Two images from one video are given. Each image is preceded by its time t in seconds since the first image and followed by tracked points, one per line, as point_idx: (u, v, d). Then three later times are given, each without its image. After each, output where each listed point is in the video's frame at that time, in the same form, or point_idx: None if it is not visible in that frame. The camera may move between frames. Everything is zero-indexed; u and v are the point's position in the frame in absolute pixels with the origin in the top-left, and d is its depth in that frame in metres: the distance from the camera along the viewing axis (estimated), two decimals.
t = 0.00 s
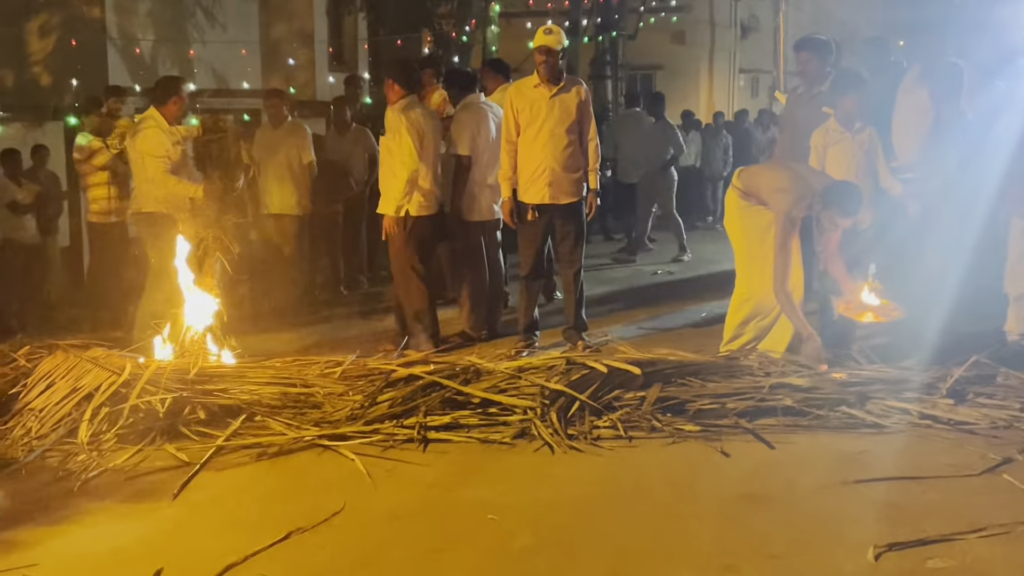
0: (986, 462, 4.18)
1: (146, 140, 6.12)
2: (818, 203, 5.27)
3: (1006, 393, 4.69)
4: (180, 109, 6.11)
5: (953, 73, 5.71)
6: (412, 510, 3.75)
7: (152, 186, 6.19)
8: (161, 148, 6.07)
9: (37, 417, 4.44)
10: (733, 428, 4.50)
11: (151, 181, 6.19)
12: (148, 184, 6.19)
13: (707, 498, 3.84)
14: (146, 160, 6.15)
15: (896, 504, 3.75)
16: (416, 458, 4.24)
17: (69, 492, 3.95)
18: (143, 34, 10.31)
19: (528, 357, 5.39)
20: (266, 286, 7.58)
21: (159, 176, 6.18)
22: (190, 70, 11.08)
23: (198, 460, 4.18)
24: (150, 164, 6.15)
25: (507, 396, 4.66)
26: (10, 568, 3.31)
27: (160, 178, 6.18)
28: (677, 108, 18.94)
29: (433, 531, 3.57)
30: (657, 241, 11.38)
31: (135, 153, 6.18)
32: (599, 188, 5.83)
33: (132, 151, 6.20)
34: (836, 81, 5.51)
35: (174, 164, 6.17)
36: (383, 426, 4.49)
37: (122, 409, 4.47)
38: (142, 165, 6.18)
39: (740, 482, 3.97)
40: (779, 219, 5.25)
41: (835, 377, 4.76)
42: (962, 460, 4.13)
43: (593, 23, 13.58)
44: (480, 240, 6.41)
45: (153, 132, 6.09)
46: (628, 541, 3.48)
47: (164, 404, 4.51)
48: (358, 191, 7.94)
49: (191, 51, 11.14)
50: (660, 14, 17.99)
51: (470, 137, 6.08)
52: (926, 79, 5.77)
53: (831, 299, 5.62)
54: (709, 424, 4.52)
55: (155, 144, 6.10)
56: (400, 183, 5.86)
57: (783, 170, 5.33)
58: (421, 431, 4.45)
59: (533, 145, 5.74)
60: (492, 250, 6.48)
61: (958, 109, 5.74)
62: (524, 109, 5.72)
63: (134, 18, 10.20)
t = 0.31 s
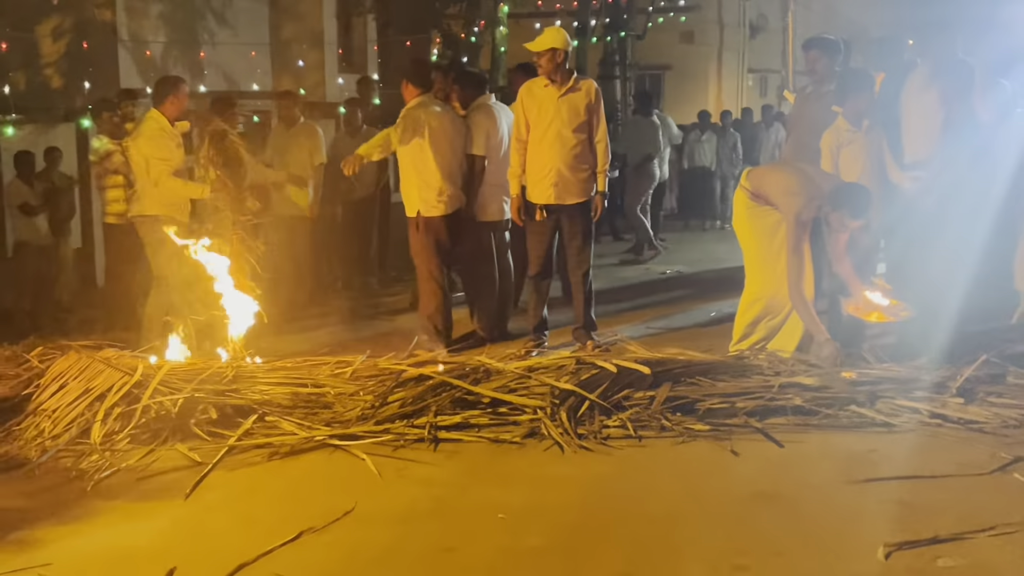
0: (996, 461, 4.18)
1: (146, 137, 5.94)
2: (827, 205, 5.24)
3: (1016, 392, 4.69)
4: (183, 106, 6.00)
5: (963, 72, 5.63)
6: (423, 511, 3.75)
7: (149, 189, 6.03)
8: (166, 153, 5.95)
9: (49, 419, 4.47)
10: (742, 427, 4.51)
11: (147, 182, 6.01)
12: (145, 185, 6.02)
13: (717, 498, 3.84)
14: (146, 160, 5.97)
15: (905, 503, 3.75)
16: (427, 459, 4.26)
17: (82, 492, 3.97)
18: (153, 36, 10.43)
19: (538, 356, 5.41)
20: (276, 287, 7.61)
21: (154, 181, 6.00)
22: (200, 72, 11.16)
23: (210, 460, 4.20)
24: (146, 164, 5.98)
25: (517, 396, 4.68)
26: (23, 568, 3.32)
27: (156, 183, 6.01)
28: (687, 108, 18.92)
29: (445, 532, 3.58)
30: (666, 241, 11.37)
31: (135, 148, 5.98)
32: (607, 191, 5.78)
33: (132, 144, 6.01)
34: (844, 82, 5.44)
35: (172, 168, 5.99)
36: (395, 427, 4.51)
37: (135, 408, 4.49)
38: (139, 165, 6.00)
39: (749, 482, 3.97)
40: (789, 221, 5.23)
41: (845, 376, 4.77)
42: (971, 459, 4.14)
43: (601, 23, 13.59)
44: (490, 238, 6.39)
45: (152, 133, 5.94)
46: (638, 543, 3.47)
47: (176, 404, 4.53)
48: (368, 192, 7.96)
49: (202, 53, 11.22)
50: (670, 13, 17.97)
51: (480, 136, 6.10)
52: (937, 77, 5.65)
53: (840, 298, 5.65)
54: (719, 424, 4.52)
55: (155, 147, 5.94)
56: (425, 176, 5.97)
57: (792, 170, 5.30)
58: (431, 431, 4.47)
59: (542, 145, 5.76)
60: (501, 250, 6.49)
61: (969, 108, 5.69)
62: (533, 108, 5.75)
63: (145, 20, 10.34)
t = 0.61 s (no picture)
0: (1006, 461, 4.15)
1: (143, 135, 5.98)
2: (835, 195, 5.33)
3: None
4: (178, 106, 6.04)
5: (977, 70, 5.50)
6: (431, 511, 3.75)
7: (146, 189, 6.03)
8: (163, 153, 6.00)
9: (55, 420, 4.46)
10: (750, 428, 4.48)
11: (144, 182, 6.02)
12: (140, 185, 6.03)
13: (724, 498, 3.82)
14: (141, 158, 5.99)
15: (913, 503, 3.73)
16: (433, 460, 4.24)
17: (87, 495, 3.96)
18: (159, 37, 10.27)
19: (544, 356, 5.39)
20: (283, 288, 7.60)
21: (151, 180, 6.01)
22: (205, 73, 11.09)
23: (216, 462, 4.19)
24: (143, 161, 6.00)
25: (524, 396, 4.66)
26: (28, 570, 3.31)
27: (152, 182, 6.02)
28: (694, 105, 18.82)
29: (452, 531, 3.57)
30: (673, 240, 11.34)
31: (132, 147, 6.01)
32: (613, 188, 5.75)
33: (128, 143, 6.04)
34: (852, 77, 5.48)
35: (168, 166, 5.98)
36: (401, 428, 4.50)
37: (141, 411, 4.48)
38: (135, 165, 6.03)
39: (755, 482, 3.95)
40: (795, 209, 5.29)
41: (853, 375, 4.74)
42: (978, 458, 4.11)
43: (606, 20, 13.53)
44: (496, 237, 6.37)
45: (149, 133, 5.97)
46: (642, 543, 3.47)
47: (181, 406, 4.51)
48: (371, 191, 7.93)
49: (207, 53, 11.18)
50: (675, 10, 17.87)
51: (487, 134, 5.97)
52: (943, 77, 5.54)
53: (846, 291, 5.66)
54: (726, 424, 4.50)
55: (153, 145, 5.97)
56: (430, 176, 5.95)
57: (800, 162, 5.35)
58: (438, 431, 4.45)
59: (547, 144, 5.74)
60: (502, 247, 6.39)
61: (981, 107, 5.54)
62: (538, 107, 5.74)
63: (151, 21, 10.16)
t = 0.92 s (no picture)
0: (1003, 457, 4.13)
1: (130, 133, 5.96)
2: (826, 186, 5.27)
3: None
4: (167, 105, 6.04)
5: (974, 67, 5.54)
6: (428, 513, 3.73)
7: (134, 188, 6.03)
8: (152, 151, 6.00)
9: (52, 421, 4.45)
10: (749, 426, 4.47)
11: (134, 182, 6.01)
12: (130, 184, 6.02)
13: (723, 498, 3.81)
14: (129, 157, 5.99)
15: (911, 502, 3.71)
16: (430, 460, 4.23)
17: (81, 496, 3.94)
18: (155, 37, 10.60)
19: (541, 355, 5.38)
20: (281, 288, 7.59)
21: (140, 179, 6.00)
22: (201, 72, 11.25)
23: (212, 464, 4.18)
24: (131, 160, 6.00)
25: (521, 396, 4.64)
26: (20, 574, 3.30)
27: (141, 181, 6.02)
28: (692, 103, 18.76)
29: (450, 533, 3.56)
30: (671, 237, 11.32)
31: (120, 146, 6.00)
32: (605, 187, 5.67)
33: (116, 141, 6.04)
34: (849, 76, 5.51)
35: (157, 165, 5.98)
36: (398, 428, 4.48)
37: (137, 412, 4.47)
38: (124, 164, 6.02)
39: (754, 482, 3.93)
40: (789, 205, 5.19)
41: (851, 373, 4.72)
42: (976, 455, 4.09)
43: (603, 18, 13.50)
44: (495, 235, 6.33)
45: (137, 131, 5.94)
46: (641, 544, 3.44)
47: (178, 407, 4.50)
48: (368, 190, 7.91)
49: (203, 53, 11.28)
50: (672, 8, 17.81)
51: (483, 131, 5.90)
52: (942, 74, 5.58)
53: (845, 287, 5.61)
54: (725, 423, 4.48)
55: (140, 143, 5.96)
56: (426, 172, 5.93)
57: (794, 158, 5.28)
58: (435, 432, 4.44)
59: (540, 142, 5.73)
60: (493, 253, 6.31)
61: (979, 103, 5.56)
62: (531, 107, 5.73)
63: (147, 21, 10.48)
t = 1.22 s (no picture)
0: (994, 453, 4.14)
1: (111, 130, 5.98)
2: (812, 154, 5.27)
3: (1016, 383, 4.65)
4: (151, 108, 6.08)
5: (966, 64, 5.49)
6: (424, 513, 3.73)
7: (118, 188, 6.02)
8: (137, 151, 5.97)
9: (43, 424, 4.43)
10: (742, 423, 4.47)
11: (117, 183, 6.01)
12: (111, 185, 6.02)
13: (718, 495, 3.81)
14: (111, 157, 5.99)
15: (903, 498, 3.72)
16: (424, 460, 4.22)
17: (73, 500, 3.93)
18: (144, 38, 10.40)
19: (534, 354, 5.39)
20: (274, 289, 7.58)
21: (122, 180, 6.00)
22: (192, 73, 11.12)
23: (204, 467, 4.16)
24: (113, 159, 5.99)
25: (515, 395, 4.64)
26: None
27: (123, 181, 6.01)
28: (684, 99, 18.76)
29: (444, 533, 3.55)
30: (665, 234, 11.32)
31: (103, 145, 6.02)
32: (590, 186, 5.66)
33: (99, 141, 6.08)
34: (838, 72, 5.52)
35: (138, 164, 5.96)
36: (392, 428, 4.48)
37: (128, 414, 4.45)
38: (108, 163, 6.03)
39: (749, 479, 3.94)
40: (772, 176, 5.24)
41: (843, 370, 4.73)
42: (967, 451, 4.11)
43: (592, 16, 13.51)
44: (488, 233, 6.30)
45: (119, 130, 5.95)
46: (635, 543, 3.44)
47: (170, 409, 4.48)
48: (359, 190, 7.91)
49: (194, 54, 11.14)
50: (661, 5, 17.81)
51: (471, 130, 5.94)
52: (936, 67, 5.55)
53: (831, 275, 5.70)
54: (718, 420, 4.49)
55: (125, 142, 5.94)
56: (412, 173, 6.00)
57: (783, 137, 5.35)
58: (428, 432, 4.43)
59: (526, 142, 5.74)
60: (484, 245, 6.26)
61: (969, 101, 5.53)
62: (516, 107, 5.75)
63: (136, 22, 10.33)
